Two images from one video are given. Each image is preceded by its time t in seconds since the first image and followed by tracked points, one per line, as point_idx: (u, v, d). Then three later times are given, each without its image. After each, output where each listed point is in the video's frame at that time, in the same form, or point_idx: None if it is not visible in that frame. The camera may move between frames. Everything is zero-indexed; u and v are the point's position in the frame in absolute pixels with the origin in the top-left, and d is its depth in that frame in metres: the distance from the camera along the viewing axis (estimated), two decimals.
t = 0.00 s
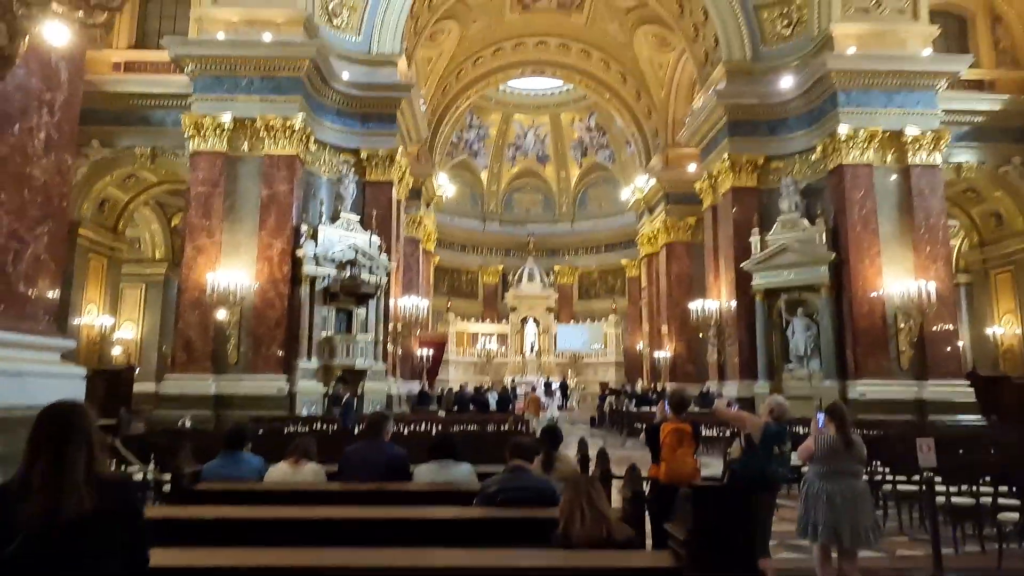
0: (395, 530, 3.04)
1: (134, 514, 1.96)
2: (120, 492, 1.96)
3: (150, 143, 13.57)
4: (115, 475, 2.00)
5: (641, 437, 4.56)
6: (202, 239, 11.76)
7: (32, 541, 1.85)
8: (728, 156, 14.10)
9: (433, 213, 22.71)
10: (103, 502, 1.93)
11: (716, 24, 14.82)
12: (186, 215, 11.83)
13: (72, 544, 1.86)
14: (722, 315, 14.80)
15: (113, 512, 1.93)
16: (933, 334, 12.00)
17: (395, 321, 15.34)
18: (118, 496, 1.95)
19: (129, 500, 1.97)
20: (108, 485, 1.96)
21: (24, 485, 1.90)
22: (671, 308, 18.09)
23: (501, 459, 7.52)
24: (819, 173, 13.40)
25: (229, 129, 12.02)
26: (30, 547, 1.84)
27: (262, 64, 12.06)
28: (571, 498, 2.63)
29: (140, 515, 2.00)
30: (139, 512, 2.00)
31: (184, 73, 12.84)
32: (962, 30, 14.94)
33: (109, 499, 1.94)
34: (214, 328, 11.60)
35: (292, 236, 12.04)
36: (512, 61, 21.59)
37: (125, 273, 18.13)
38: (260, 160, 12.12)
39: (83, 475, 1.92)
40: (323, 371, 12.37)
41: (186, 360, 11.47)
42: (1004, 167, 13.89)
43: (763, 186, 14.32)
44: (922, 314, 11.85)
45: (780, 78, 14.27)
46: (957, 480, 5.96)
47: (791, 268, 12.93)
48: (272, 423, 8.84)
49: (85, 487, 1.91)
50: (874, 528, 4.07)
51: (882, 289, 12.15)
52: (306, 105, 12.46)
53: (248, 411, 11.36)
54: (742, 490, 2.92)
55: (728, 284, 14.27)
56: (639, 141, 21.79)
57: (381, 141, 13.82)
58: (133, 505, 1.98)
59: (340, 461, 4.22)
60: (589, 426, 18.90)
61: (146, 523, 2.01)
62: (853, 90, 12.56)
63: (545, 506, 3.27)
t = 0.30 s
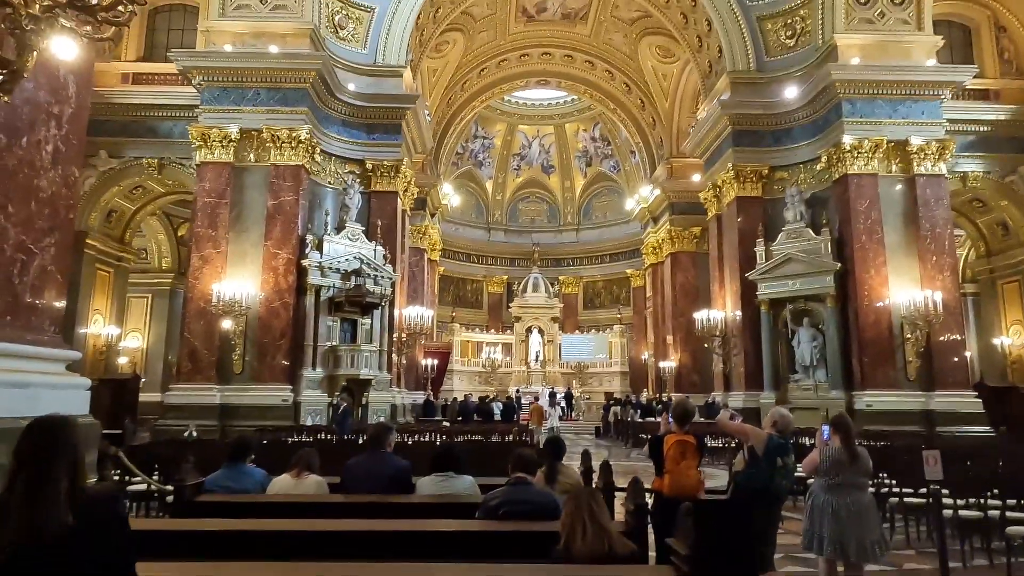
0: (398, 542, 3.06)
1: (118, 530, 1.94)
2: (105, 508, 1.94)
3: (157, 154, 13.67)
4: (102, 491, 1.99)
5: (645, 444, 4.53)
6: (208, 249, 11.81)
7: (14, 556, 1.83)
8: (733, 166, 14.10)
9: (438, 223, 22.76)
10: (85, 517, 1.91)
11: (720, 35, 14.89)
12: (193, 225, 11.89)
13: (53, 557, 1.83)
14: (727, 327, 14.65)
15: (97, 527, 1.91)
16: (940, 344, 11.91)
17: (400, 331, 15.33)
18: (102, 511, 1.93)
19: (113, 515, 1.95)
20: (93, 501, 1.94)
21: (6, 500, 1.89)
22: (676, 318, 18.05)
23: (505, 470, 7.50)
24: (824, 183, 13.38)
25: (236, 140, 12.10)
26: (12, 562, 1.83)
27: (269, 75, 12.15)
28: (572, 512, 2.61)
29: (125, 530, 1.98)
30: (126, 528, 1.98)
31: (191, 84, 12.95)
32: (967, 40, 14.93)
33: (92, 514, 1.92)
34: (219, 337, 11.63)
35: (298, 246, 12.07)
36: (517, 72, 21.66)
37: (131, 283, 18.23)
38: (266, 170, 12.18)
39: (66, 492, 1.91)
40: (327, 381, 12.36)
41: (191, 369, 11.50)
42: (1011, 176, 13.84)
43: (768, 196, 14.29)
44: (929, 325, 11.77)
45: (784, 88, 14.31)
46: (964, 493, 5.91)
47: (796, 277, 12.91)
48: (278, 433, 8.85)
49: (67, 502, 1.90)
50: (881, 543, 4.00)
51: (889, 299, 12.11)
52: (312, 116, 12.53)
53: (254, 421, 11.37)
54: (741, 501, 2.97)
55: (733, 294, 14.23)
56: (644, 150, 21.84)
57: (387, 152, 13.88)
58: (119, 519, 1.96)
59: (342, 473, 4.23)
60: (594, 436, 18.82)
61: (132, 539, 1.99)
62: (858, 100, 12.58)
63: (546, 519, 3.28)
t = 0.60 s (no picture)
0: (398, 552, 3.05)
1: (107, 544, 1.96)
2: (95, 522, 1.96)
3: (161, 165, 13.74)
4: (91, 504, 2.01)
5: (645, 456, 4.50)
6: (211, 259, 11.83)
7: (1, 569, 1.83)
8: (734, 176, 14.12)
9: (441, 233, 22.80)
10: (74, 532, 1.92)
11: (721, 45, 14.95)
12: (196, 235, 11.92)
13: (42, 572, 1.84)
14: (729, 335, 14.55)
15: (85, 542, 1.92)
16: (944, 353, 11.86)
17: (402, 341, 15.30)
18: (91, 525, 1.95)
19: (102, 530, 1.97)
20: (83, 516, 1.96)
21: None
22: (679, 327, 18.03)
23: (506, 480, 7.47)
24: (826, 193, 13.39)
25: (239, 150, 12.15)
26: None
27: (273, 86, 12.22)
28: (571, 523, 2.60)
29: (114, 544, 1.99)
30: (114, 541, 2.00)
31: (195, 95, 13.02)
32: (968, 49, 14.95)
33: (81, 529, 1.94)
34: (222, 347, 11.64)
35: (300, 256, 12.09)
36: (518, 83, 21.74)
37: (134, 293, 18.28)
38: (269, 181, 12.24)
39: (55, 507, 1.92)
40: (329, 392, 12.33)
41: (194, 379, 11.50)
42: (1013, 185, 13.82)
43: (770, 206, 14.30)
44: (932, 334, 11.71)
45: (785, 98, 14.36)
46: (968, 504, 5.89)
47: (798, 287, 12.88)
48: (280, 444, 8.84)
49: (57, 517, 1.91)
50: (884, 554, 3.98)
51: (892, 308, 12.08)
52: (315, 127, 12.59)
53: (256, 431, 11.35)
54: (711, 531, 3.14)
55: (735, 303, 14.21)
56: (645, 160, 21.89)
57: (390, 162, 13.91)
58: (109, 534, 1.98)
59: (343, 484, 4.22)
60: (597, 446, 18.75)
61: (120, 551, 2.01)
62: (859, 110, 12.60)
63: (546, 531, 3.26)
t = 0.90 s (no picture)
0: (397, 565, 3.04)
1: (101, 559, 1.99)
2: (90, 535, 1.99)
3: (163, 177, 13.79)
4: (84, 520, 2.03)
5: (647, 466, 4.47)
6: (212, 270, 11.82)
7: None
8: (735, 187, 14.15)
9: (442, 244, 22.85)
10: (67, 546, 1.94)
11: (721, 57, 15.03)
12: (197, 246, 11.93)
13: None
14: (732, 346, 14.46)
15: (78, 557, 1.95)
16: (946, 364, 11.81)
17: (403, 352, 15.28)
18: (83, 540, 1.97)
19: (96, 543, 2.00)
20: (77, 530, 1.98)
21: None
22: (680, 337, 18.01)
23: (507, 493, 7.44)
24: (827, 204, 13.41)
25: (241, 162, 12.21)
26: None
27: (275, 99, 12.30)
28: (571, 536, 2.56)
29: (109, 559, 2.03)
30: (108, 556, 2.04)
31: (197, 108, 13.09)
32: (967, 61, 15.02)
33: (75, 544, 1.96)
34: (222, 358, 11.63)
35: (301, 268, 12.10)
36: (519, 95, 21.87)
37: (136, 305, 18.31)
38: (270, 192, 12.28)
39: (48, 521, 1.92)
40: (330, 403, 12.32)
41: (194, 391, 11.46)
42: (1014, 196, 13.82)
43: (771, 217, 14.32)
44: (935, 344, 11.69)
45: (785, 109, 14.41)
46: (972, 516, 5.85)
47: (799, 297, 12.88)
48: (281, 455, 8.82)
49: (49, 532, 1.91)
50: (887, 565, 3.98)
51: (894, 319, 12.04)
52: (317, 138, 12.64)
53: (257, 443, 11.32)
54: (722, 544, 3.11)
55: (736, 314, 14.20)
56: (646, 171, 21.94)
57: (391, 173, 13.97)
58: (103, 550, 2.01)
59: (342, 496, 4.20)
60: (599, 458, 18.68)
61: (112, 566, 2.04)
62: (859, 121, 12.64)
63: (546, 543, 3.24)
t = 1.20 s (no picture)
0: None
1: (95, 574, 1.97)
2: (85, 549, 1.97)
3: (163, 187, 13.80)
4: (79, 533, 2.01)
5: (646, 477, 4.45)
6: (211, 280, 11.81)
7: None
8: (734, 196, 14.17)
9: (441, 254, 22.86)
10: (59, 560, 1.92)
11: (720, 67, 15.10)
12: (197, 255, 11.92)
13: None
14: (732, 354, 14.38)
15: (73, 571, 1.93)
16: (945, 374, 11.79)
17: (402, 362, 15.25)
18: (78, 555, 1.95)
19: (91, 558, 1.97)
20: (71, 544, 1.96)
21: None
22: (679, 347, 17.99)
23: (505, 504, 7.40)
24: (825, 213, 13.43)
25: (241, 172, 12.23)
26: None
27: (275, 109, 12.33)
28: (570, 546, 2.53)
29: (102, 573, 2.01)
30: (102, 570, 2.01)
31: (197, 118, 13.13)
32: (964, 72, 15.09)
33: (67, 558, 1.94)
34: (221, 368, 11.60)
35: (301, 277, 12.09)
36: (518, 105, 21.98)
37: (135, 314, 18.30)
38: (270, 203, 12.29)
39: (40, 534, 1.90)
40: (329, 413, 12.29)
41: (193, 401, 11.43)
42: (1011, 206, 13.86)
43: (770, 227, 14.34)
44: (935, 354, 11.68)
45: (783, 119, 14.46)
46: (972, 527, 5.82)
47: (798, 306, 12.88)
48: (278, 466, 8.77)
49: (42, 546, 1.89)
50: None
51: (893, 328, 12.02)
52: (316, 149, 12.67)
53: (255, 453, 11.27)
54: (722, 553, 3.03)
55: (736, 324, 14.19)
56: (645, 181, 21.99)
57: (390, 183, 14.00)
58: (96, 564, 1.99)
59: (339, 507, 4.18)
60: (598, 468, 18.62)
61: None
62: (857, 131, 12.68)
63: (544, 553, 3.23)
